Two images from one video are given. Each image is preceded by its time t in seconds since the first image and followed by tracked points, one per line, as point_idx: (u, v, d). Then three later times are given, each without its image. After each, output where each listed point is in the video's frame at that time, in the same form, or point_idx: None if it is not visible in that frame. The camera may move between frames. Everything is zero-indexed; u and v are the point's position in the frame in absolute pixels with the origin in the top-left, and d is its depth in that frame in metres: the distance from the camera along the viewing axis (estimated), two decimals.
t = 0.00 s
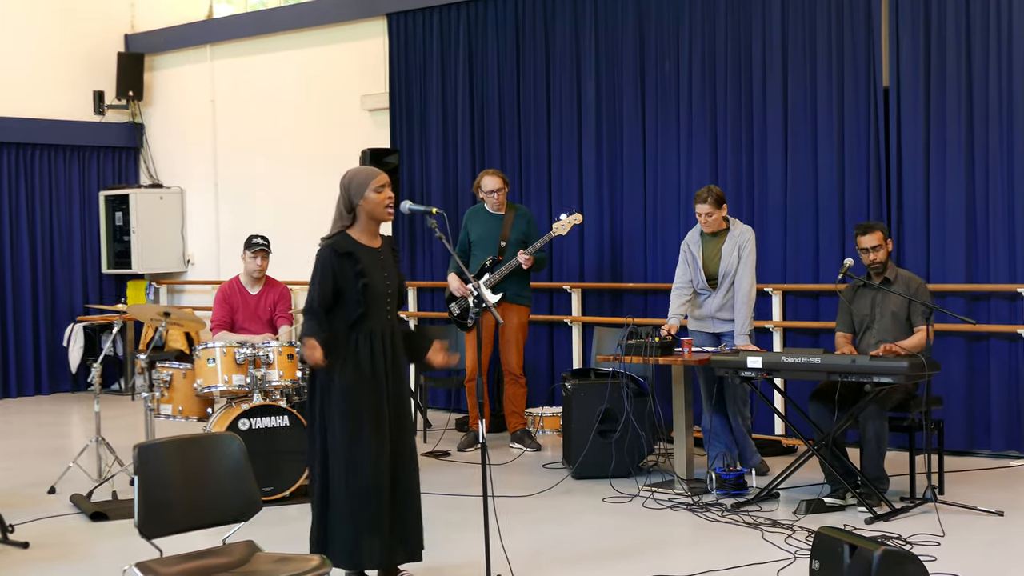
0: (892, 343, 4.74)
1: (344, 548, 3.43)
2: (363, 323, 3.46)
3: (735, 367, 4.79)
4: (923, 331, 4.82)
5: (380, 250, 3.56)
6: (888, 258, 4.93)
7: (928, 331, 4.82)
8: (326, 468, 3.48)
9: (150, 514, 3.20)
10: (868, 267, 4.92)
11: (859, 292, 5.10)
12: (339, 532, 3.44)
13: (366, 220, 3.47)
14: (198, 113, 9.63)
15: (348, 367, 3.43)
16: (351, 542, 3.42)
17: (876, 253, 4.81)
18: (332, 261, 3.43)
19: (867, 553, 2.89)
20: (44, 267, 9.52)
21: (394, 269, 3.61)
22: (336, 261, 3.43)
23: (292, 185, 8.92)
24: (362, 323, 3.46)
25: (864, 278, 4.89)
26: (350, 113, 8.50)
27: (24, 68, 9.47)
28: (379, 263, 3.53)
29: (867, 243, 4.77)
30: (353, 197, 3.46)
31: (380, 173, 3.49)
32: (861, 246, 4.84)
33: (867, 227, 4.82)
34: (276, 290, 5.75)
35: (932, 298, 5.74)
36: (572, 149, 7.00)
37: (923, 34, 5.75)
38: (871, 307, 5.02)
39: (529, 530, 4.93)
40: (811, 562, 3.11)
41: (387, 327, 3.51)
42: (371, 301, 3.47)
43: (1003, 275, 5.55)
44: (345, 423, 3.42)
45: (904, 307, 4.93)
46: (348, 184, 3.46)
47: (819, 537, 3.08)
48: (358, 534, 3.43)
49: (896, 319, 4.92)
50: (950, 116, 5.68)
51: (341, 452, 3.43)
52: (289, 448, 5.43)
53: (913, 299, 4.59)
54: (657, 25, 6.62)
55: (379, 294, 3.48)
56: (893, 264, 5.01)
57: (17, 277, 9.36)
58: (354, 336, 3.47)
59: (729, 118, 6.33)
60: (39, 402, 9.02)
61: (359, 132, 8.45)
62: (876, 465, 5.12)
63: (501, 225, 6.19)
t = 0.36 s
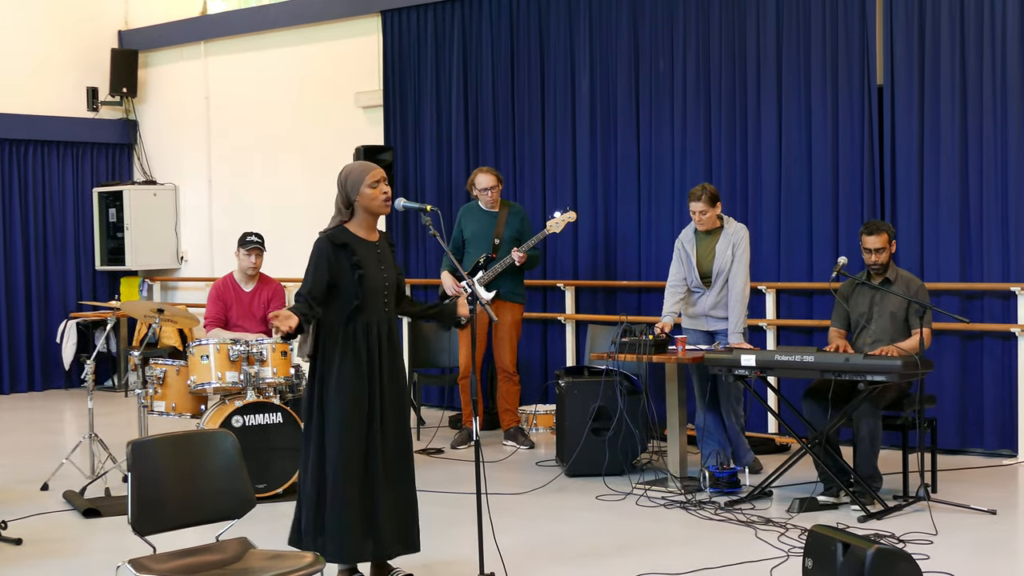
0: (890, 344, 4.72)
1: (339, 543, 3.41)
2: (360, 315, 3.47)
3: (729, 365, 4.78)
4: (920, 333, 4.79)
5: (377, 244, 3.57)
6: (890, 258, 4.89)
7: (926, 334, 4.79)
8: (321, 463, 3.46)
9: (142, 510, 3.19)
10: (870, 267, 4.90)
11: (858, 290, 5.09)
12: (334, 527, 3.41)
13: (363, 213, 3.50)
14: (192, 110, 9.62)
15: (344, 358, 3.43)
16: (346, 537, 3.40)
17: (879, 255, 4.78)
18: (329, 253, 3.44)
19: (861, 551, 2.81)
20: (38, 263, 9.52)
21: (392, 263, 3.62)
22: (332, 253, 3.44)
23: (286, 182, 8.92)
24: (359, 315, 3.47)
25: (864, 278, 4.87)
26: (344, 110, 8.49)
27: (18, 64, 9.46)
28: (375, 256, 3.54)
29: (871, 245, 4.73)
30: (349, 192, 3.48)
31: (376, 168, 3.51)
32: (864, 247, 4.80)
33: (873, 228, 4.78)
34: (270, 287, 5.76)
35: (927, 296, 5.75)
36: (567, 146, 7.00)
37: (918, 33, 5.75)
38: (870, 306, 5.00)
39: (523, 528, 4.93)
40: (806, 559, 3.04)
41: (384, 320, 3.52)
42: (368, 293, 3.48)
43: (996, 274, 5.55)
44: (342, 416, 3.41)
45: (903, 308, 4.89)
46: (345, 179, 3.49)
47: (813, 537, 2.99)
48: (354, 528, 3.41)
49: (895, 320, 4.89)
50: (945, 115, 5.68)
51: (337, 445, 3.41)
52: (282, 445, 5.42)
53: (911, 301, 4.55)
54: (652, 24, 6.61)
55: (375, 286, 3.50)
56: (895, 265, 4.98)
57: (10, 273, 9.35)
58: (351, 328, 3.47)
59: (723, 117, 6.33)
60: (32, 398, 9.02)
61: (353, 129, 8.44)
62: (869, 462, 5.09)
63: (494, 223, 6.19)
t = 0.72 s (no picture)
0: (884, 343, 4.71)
1: (333, 539, 3.41)
2: (353, 310, 3.46)
3: (724, 363, 4.79)
4: (914, 331, 4.80)
5: (377, 242, 3.54)
6: (884, 257, 4.88)
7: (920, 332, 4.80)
8: (318, 459, 3.46)
9: (137, 507, 3.18)
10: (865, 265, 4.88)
11: (851, 288, 5.09)
12: (329, 522, 3.41)
13: (363, 212, 3.50)
14: (188, 107, 9.61)
15: (336, 353, 3.43)
16: (340, 533, 3.40)
17: (875, 253, 4.76)
18: (322, 248, 3.45)
19: (855, 550, 2.80)
20: (32, 260, 9.51)
21: (393, 260, 3.57)
22: (326, 248, 3.45)
23: (281, 180, 8.91)
24: (351, 309, 3.45)
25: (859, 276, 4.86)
26: (339, 108, 8.49)
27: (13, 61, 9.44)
28: (373, 254, 3.50)
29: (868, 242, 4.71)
30: (349, 192, 3.49)
31: (375, 167, 3.51)
32: (862, 245, 4.77)
33: (871, 226, 4.75)
34: (265, 284, 5.75)
35: (921, 295, 5.75)
36: (562, 144, 7.00)
37: (914, 31, 5.75)
38: (864, 303, 5.00)
39: (518, 526, 4.93)
40: (800, 557, 3.01)
41: (378, 316, 3.49)
42: (361, 289, 3.46)
43: (991, 272, 5.56)
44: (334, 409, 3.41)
45: (897, 306, 4.90)
46: (345, 180, 3.50)
47: (808, 535, 2.98)
48: (348, 525, 3.41)
49: (889, 318, 4.90)
50: (939, 113, 5.68)
51: (331, 440, 3.41)
52: (278, 442, 5.42)
53: (905, 299, 4.55)
54: (647, 22, 6.61)
55: (369, 282, 3.46)
56: (889, 263, 4.97)
57: (5, 270, 9.34)
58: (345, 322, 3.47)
59: (718, 115, 6.33)
60: (28, 395, 9.02)
61: (348, 126, 8.43)
62: (864, 460, 5.07)
63: (489, 220, 6.19)
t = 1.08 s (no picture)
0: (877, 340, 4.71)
1: (329, 539, 3.42)
2: (342, 310, 3.47)
3: (719, 360, 4.78)
4: (907, 326, 4.80)
5: (373, 242, 3.53)
6: (872, 253, 4.89)
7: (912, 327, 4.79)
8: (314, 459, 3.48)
9: (133, 507, 3.18)
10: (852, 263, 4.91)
11: (843, 287, 5.07)
12: (324, 523, 3.43)
13: (359, 211, 3.49)
14: (183, 105, 9.60)
15: (326, 353, 3.45)
16: (334, 534, 3.41)
17: (861, 250, 4.79)
18: (315, 248, 3.47)
19: (850, 547, 2.78)
20: (27, 259, 9.50)
21: (389, 260, 3.54)
22: (318, 248, 3.46)
23: (276, 178, 8.90)
24: (340, 310, 3.46)
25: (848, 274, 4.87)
26: (334, 106, 8.49)
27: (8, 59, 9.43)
28: (367, 253, 3.50)
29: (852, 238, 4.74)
30: (346, 190, 3.51)
31: (370, 164, 3.50)
32: (846, 242, 4.82)
33: (853, 223, 4.79)
34: (260, 283, 5.75)
35: (916, 293, 5.75)
36: (557, 142, 7.00)
37: (909, 28, 5.75)
38: (856, 301, 5.00)
39: (513, 524, 4.93)
40: (796, 554, 3.00)
41: (368, 316, 3.48)
42: (349, 289, 3.46)
43: (985, 270, 5.56)
44: (324, 410, 3.42)
45: (888, 302, 4.91)
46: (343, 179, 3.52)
47: (802, 532, 2.96)
48: (342, 525, 3.41)
49: (881, 315, 4.91)
50: (934, 110, 5.69)
51: (323, 440, 3.43)
52: (274, 441, 5.42)
53: (896, 294, 4.57)
54: (642, 20, 6.62)
55: (358, 282, 3.46)
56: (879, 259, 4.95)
57: None
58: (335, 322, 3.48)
59: (714, 113, 6.33)
60: (22, 393, 9.01)
61: (343, 125, 8.43)
62: (858, 458, 5.08)
63: (485, 219, 6.19)
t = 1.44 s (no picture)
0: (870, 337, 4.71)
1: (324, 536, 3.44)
2: (334, 307, 3.47)
3: (713, 359, 4.79)
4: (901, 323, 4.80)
5: (366, 239, 3.51)
6: (863, 251, 4.90)
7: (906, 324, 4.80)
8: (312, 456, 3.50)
9: (128, 507, 3.18)
10: (843, 261, 4.91)
11: (837, 286, 5.08)
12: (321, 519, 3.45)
13: (356, 206, 3.48)
14: (178, 104, 9.59)
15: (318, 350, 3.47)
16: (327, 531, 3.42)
17: (848, 247, 4.79)
18: (308, 247, 3.49)
19: (845, 546, 2.78)
20: (21, 258, 9.49)
21: (383, 257, 3.52)
22: (310, 246, 3.47)
23: (272, 177, 8.89)
24: (332, 307, 3.47)
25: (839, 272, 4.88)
26: (328, 105, 8.49)
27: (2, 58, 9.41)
28: (359, 250, 3.48)
29: (840, 236, 4.75)
30: (344, 185, 3.50)
31: (371, 162, 3.50)
32: (834, 241, 4.82)
33: (840, 222, 4.81)
34: (254, 281, 5.74)
35: (910, 291, 5.76)
36: (552, 140, 7.01)
37: (903, 26, 5.75)
38: (849, 300, 5.00)
39: (508, 523, 4.93)
40: (791, 553, 3.00)
41: (359, 313, 3.45)
42: (341, 286, 3.46)
43: (980, 269, 5.57)
44: (316, 407, 3.45)
45: (881, 300, 4.91)
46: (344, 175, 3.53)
47: (799, 531, 2.96)
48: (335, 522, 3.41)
49: (874, 313, 4.90)
50: (929, 108, 5.69)
51: (316, 437, 3.45)
52: (269, 440, 5.42)
53: (888, 292, 4.58)
54: (637, 18, 6.62)
55: (349, 279, 3.45)
56: (871, 258, 4.97)
57: None
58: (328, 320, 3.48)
59: (708, 112, 6.33)
60: (18, 392, 9.00)
61: (338, 123, 8.43)
62: (853, 457, 5.07)
63: (479, 217, 6.19)
